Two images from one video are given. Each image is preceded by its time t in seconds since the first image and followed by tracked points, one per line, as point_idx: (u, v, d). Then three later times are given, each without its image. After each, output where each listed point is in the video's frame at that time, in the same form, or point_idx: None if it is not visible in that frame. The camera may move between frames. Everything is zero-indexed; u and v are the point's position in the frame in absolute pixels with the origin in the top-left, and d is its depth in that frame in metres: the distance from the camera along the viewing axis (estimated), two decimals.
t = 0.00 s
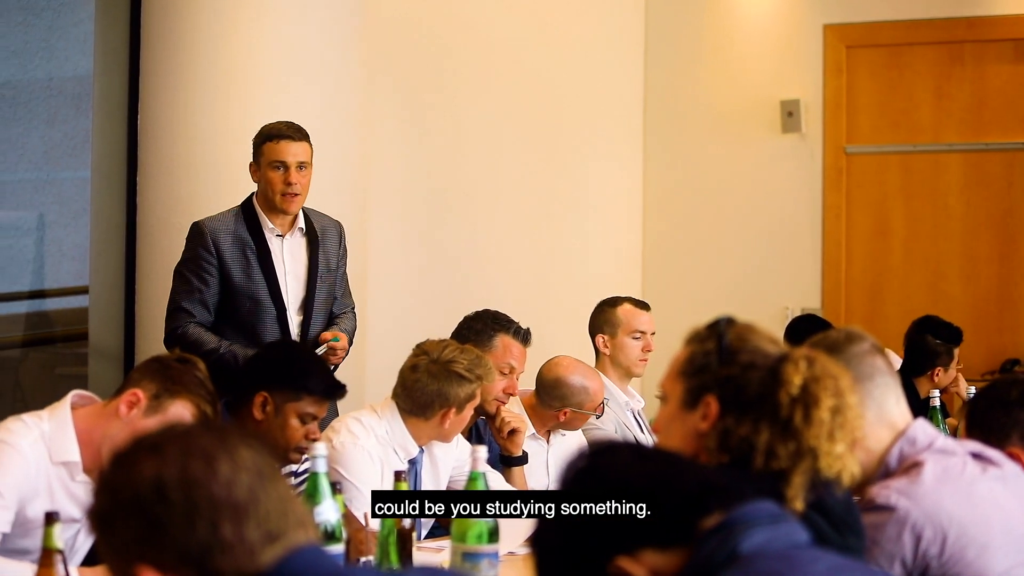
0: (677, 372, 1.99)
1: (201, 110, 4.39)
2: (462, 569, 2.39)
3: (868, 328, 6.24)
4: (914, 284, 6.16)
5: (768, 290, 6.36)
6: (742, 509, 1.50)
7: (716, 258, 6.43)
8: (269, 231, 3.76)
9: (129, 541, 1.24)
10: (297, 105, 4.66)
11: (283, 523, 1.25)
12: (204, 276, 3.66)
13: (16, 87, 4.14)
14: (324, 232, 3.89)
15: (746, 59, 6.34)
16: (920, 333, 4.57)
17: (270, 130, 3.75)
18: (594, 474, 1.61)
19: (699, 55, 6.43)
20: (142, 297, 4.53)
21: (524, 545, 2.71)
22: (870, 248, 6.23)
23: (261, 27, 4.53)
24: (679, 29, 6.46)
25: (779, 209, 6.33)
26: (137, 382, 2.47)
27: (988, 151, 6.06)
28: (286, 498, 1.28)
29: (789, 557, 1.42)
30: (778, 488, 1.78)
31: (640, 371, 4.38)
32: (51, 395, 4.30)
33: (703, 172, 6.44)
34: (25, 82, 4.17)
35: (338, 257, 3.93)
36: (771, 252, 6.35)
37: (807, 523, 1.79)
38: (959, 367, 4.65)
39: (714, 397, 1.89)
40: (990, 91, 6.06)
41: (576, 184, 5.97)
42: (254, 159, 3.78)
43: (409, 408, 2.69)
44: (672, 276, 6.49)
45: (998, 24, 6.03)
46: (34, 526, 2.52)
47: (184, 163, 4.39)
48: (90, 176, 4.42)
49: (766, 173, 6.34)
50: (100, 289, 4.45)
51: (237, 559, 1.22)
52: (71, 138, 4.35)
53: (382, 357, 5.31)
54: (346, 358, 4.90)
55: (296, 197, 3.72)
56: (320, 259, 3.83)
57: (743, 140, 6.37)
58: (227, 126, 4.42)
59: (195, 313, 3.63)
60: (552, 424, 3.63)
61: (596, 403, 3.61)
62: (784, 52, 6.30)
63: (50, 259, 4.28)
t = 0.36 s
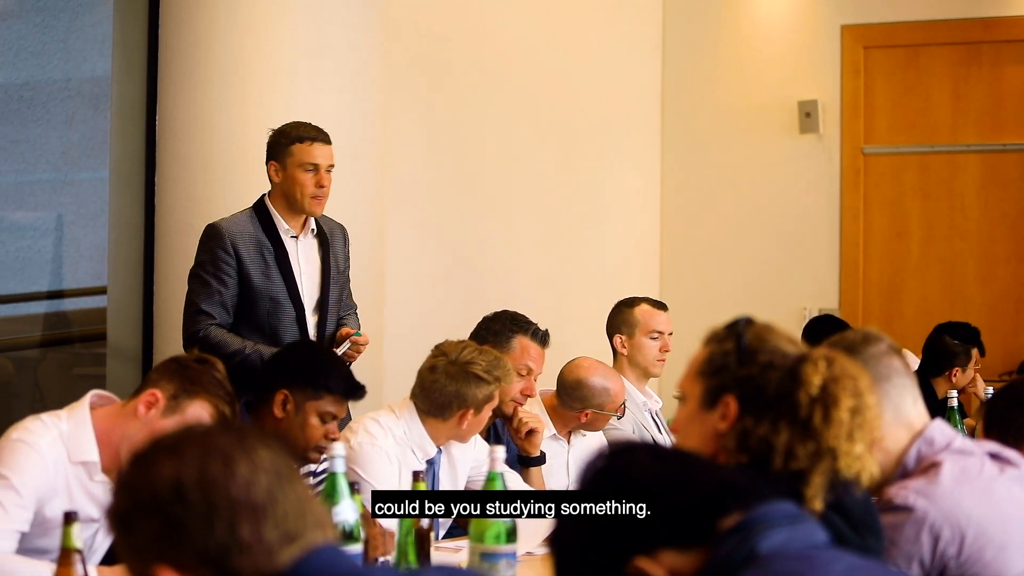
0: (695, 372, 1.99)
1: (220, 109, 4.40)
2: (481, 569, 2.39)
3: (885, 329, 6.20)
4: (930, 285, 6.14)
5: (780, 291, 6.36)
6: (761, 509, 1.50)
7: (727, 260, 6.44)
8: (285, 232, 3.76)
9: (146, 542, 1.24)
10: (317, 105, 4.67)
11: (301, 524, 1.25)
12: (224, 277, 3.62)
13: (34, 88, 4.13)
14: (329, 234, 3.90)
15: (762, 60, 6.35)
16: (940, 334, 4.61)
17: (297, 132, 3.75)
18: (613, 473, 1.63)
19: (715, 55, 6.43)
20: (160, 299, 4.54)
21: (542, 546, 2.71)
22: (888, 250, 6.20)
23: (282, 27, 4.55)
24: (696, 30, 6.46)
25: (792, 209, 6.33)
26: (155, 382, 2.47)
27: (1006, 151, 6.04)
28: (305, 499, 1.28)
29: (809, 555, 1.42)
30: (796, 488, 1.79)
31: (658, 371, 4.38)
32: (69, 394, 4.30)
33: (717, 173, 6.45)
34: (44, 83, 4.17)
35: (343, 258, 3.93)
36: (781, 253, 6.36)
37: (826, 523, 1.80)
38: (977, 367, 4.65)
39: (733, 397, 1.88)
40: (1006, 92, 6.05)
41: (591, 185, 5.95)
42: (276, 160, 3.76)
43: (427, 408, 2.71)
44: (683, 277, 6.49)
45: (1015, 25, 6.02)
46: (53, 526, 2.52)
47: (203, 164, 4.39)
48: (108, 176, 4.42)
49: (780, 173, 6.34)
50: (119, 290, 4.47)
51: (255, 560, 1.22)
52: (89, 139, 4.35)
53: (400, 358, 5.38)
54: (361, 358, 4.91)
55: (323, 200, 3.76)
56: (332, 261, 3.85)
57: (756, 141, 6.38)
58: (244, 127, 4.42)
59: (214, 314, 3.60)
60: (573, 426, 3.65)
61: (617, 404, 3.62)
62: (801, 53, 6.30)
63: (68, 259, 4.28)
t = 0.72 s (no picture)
0: (716, 373, 1.98)
1: (237, 109, 4.39)
2: (499, 569, 2.39)
3: (906, 328, 6.22)
4: (952, 284, 6.14)
5: (793, 291, 6.36)
6: (781, 510, 1.49)
7: (740, 259, 6.44)
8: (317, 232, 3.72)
9: (166, 542, 1.23)
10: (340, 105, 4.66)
11: (322, 525, 1.24)
12: (267, 278, 3.54)
13: (53, 88, 4.13)
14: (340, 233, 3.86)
15: (781, 59, 6.33)
16: (960, 334, 4.61)
17: (351, 133, 3.76)
18: (631, 474, 1.61)
19: (735, 53, 6.42)
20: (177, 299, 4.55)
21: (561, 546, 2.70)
22: (909, 250, 6.21)
23: (305, 27, 4.54)
24: (716, 27, 6.44)
25: (807, 209, 6.32)
26: (174, 383, 2.47)
27: None
28: (326, 500, 1.27)
29: (829, 558, 1.41)
30: (818, 488, 1.78)
31: (678, 370, 4.38)
32: (87, 395, 4.31)
33: (734, 173, 6.44)
34: (63, 83, 4.17)
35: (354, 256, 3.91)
36: (793, 253, 6.35)
37: (846, 524, 1.78)
38: (999, 367, 4.66)
39: (754, 397, 1.88)
40: None
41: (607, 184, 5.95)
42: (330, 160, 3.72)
43: (444, 409, 2.71)
44: (695, 276, 6.49)
45: None
46: (71, 527, 2.50)
47: (222, 163, 4.38)
48: (126, 176, 4.42)
49: (795, 173, 6.33)
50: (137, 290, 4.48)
51: (275, 560, 1.21)
52: (108, 138, 4.35)
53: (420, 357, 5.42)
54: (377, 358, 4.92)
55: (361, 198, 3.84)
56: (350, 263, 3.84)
57: (773, 140, 6.37)
58: (264, 126, 4.41)
59: (260, 317, 3.50)
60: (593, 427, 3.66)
61: (637, 405, 3.61)
62: (822, 51, 6.28)
63: (87, 259, 4.28)
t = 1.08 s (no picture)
0: (730, 372, 1.98)
1: (250, 108, 4.38)
2: (515, 569, 2.39)
3: (919, 328, 6.22)
4: (966, 284, 6.13)
5: (804, 290, 6.36)
6: (796, 509, 1.49)
7: (750, 259, 6.44)
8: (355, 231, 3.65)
9: (180, 542, 1.23)
10: (356, 103, 4.66)
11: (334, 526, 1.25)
12: (333, 274, 3.47)
13: (68, 87, 4.13)
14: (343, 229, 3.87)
15: (794, 59, 6.33)
16: (975, 333, 4.62)
17: (370, 129, 3.64)
18: (643, 472, 1.60)
19: (748, 53, 6.42)
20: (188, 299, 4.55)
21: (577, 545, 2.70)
22: (924, 249, 6.20)
23: (322, 26, 4.54)
24: (730, 27, 6.44)
25: (818, 208, 6.32)
26: (188, 383, 2.47)
27: None
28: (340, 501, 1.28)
29: (843, 557, 1.40)
30: (833, 488, 1.78)
31: (693, 369, 4.38)
32: (101, 393, 4.32)
33: (745, 171, 6.44)
34: (78, 83, 4.17)
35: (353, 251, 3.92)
36: (803, 252, 6.35)
37: (861, 523, 1.78)
38: (1013, 367, 4.65)
39: (767, 397, 1.88)
40: None
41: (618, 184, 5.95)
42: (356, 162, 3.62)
43: (461, 409, 2.71)
44: (705, 276, 6.50)
45: None
46: (86, 526, 2.50)
47: (235, 162, 4.38)
48: (141, 176, 4.43)
49: (807, 172, 6.33)
50: (151, 289, 4.49)
51: (288, 561, 1.21)
52: (122, 138, 4.36)
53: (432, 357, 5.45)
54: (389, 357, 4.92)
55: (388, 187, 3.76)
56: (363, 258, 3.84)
57: (785, 140, 6.37)
58: (277, 125, 4.40)
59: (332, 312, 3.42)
60: (613, 429, 3.66)
61: (659, 407, 3.60)
62: (838, 50, 6.27)
63: (102, 259, 4.29)
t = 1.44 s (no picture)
0: (729, 373, 1.99)
1: (252, 108, 4.39)
2: (515, 568, 2.40)
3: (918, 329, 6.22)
4: (963, 285, 6.14)
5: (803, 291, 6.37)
6: (794, 509, 1.50)
7: (749, 259, 6.46)
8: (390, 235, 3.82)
9: (182, 542, 1.25)
10: (357, 102, 4.67)
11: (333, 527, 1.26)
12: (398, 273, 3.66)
13: (70, 88, 4.16)
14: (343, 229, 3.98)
15: (792, 60, 6.35)
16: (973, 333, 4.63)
17: (400, 139, 3.81)
18: (643, 472, 1.61)
19: (747, 55, 6.44)
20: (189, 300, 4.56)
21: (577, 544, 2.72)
22: (922, 250, 6.21)
23: (325, 26, 4.54)
24: (729, 29, 6.47)
25: (817, 209, 6.34)
26: (189, 383, 2.49)
27: None
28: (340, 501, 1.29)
29: (841, 555, 1.41)
30: (831, 488, 1.79)
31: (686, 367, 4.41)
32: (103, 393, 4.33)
33: (745, 172, 6.46)
34: (81, 84, 4.20)
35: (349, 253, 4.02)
36: (802, 254, 6.37)
37: (859, 523, 1.80)
38: (1011, 367, 4.66)
39: (766, 396, 1.89)
40: None
41: (618, 183, 6.07)
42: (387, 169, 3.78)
43: (462, 411, 2.73)
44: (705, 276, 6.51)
45: None
46: (88, 525, 2.51)
47: (236, 163, 4.40)
48: (144, 177, 4.46)
49: (806, 173, 6.35)
50: (155, 290, 4.51)
51: (289, 560, 1.23)
52: (126, 139, 4.39)
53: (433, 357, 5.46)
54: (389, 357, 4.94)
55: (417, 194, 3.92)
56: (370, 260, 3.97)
57: (784, 141, 6.39)
58: (278, 125, 4.40)
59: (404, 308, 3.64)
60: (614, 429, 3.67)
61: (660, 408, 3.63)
62: (837, 52, 6.29)
63: (104, 259, 4.31)
